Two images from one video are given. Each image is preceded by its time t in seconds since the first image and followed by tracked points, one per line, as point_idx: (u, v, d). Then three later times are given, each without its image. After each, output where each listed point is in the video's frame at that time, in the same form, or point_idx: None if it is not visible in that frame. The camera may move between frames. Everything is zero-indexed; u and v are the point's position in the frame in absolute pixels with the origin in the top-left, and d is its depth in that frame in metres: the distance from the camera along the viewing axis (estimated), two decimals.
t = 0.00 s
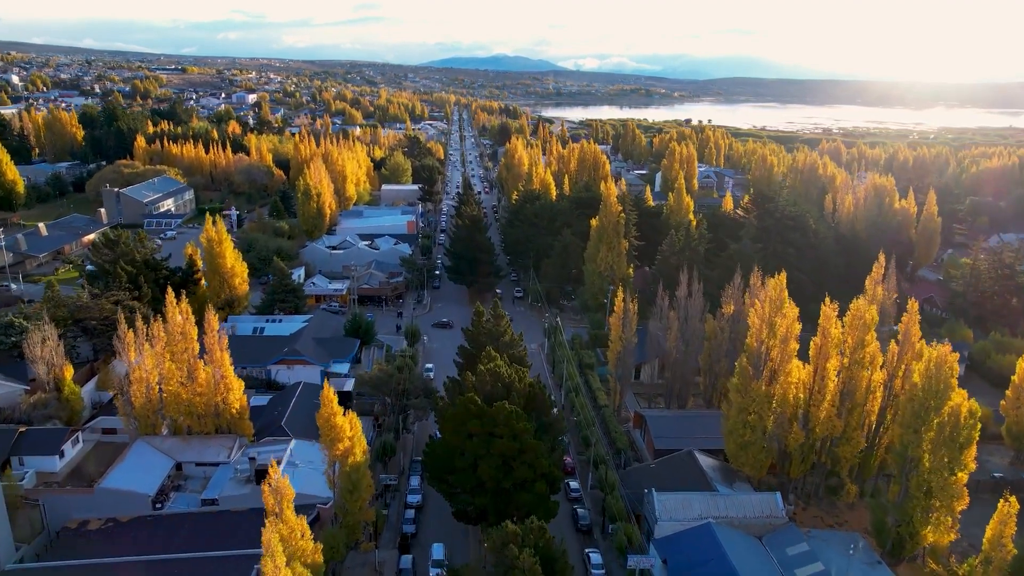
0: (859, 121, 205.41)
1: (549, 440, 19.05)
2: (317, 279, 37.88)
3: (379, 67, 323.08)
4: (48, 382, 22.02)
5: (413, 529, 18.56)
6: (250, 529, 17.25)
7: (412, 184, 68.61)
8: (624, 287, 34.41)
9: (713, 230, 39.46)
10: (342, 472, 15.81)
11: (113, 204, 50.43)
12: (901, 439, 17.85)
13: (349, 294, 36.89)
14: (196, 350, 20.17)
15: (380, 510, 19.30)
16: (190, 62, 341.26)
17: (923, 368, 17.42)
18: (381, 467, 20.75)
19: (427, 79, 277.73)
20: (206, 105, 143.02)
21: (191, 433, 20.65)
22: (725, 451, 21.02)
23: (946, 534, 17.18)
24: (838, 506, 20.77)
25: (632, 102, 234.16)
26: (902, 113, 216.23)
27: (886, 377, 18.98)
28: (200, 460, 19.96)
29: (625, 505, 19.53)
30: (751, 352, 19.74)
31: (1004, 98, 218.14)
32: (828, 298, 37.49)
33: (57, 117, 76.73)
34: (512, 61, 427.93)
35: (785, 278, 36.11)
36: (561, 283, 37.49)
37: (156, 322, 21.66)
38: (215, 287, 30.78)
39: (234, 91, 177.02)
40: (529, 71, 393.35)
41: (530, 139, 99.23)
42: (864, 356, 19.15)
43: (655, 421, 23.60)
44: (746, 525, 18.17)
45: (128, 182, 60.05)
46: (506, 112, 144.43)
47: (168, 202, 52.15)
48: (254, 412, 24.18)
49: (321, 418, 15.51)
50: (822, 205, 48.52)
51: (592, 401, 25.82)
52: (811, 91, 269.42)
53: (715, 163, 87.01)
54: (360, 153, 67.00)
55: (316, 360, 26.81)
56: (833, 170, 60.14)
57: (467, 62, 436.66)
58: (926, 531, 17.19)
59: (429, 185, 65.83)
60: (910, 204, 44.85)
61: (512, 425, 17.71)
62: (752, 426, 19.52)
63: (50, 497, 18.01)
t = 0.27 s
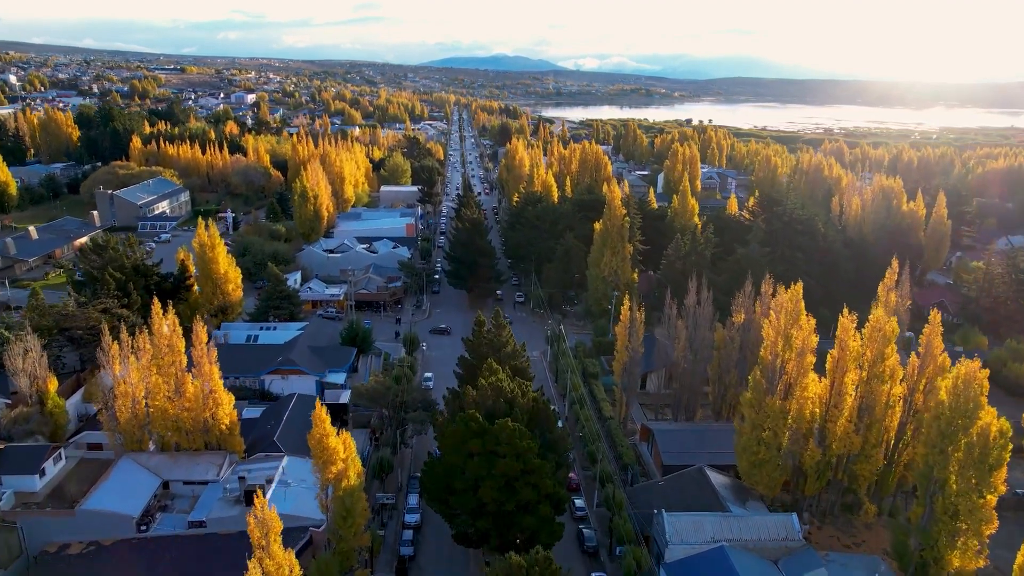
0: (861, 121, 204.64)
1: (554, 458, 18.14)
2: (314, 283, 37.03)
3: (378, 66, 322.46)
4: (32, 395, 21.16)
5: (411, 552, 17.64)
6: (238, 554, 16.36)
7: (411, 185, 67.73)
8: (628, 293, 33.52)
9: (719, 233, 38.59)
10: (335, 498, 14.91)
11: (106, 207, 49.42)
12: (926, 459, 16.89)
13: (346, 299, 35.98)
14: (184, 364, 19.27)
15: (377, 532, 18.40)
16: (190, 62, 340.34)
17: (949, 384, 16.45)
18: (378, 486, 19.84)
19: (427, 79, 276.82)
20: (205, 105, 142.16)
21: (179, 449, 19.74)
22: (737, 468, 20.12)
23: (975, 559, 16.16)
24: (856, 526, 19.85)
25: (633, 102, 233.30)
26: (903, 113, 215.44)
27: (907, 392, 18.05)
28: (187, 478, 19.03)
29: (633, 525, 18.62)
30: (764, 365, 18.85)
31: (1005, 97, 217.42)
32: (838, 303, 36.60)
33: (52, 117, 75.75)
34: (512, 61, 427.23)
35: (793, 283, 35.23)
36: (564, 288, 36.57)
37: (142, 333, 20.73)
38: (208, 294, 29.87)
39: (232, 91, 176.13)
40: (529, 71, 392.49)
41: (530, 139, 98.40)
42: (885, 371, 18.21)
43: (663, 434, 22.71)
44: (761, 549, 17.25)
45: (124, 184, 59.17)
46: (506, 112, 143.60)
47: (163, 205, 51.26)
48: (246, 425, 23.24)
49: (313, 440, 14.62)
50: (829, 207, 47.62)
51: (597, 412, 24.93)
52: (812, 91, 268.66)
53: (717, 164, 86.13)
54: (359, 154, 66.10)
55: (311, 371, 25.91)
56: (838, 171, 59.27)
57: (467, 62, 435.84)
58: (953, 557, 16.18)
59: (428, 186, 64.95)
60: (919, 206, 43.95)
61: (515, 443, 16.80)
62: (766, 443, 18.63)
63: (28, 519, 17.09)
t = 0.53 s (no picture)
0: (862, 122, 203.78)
1: (559, 478, 17.22)
2: (310, 289, 36.19)
3: (378, 66, 321.74)
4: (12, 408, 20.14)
5: None
6: None
7: (410, 187, 66.83)
8: (633, 299, 32.59)
9: (725, 237, 37.70)
10: (327, 527, 13.99)
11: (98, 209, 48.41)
12: (954, 480, 15.92)
13: (344, 305, 35.08)
14: (170, 378, 18.34)
15: (373, 555, 17.48)
16: (190, 62, 339.43)
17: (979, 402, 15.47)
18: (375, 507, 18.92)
19: (427, 79, 276.02)
20: (203, 105, 141.17)
21: (166, 467, 18.81)
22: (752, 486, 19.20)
23: None
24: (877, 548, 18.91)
25: (633, 102, 232.39)
26: (904, 113, 214.53)
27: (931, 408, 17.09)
28: (174, 498, 18.10)
29: (642, 547, 17.74)
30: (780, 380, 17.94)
31: (1005, 97, 216.60)
32: (847, 308, 35.70)
33: (46, 117, 74.68)
34: (512, 61, 426.37)
35: (803, 288, 34.30)
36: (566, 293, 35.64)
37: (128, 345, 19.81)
38: (200, 301, 28.93)
39: (231, 91, 175.16)
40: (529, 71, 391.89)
41: (531, 140, 97.45)
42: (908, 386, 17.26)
43: (672, 448, 21.82)
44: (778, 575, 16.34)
45: (119, 186, 58.30)
46: (507, 112, 142.70)
47: (158, 207, 50.36)
48: (237, 439, 22.37)
49: (304, 465, 13.70)
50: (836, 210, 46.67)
51: (603, 425, 24.06)
52: (813, 91, 267.82)
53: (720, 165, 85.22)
54: (357, 155, 65.17)
55: (306, 382, 25.02)
56: (844, 172, 58.36)
57: (467, 62, 435.01)
58: None
59: (428, 188, 64.02)
60: (929, 209, 43.00)
61: (519, 465, 15.84)
62: (782, 462, 17.73)
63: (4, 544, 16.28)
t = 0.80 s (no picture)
0: (863, 122, 202.95)
1: (565, 499, 16.34)
2: (306, 294, 35.32)
3: (378, 66, 321.21)
4: None
5: None
6: None
7: (410, 188, 65.96)
8: (639, 305, 31.70)
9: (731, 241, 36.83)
10: (320, 559, 13.10)
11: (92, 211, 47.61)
12: (985, 503, 15.02)
13: (341, 311, 34.20)
14: (156, 393, 17.46)
15: None
16: (189, 61, 338.47)
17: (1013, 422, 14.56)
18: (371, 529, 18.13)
19: (427, 79, 275.37)
20: (201, 105, 140.29)
21: (152, 487, 17.91)
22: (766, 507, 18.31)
23: None
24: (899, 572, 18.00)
25: (634, 102, 231.55)
26: (906, 113, 213.72)
27: (956, 425, 16.22)
28: (159, 520, 17.18)
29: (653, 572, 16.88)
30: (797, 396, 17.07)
31: (1005, 96, 215.94)
32: (856, 314, 34.82)
33: (41, 117, 73.84)
34: (513, 61, 425.60)
35: (812, 293, 33.44)
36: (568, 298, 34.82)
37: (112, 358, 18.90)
38: (192, 308, 28.05)
39: (230, 92, 174.27)
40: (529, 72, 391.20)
41: (531, 140, 96.62)
42: (932, 403, 16.39)
43: (681, 464, 20.95)
44: None
45: (114, 187, 57.48)
46: (507, 112, 141.88)
47: (153, 209, 49.52)
48: (228, 453, 21.48)
49: (293, 493, 12.82)
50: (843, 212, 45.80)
51: (609, 438, 23.21)
52: (814, 91, 267.04)
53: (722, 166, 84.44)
54: (356, 156, 64.31)
55: (300, 393, 24.15)
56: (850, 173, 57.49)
57: (467, 62, 435.06)
58: None
59: (427, 189, 63.16)
60: (939, 211, 42.11)
61: (523, 488, 14.98)
62: (799, 482, 16.84)
63: None
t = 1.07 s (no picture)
0: (864, 122, 202.07)
1: (571, 524, 15.44)
2: (303, 299, 34.47)
3: (378, 66, 320.33)
4: None
5: None
6: None
7: (409, 189, 65.13)
8: (644, 311, 30.85)
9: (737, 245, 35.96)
10: None
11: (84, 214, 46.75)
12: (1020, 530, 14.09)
13: (338, 317, 33.31)
14: (140, 411, 16.53)
15: None
16: (188, 61, 337.53)
17: None
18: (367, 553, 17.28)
19: (427, 79, 274.48)
20: (199, 105, 139.35)
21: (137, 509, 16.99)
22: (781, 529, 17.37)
23: None
24: None
25: (634, 102, 230.62)
26: (907, 113, 212.79)
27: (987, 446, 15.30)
28: (142, 545, 16.16)
29: None
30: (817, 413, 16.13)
31: (1006, 97, 215.07)
32: (866, 320, 33.95)
33: (36, 117, 72.94)
34: (512, 61, 424.75)
35: (821, 299, 32.64)
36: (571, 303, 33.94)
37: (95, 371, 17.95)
38: (183, 316, 27.17)
39: (229, 92, 173.22)
40: (529, 71, 390.43)
41: (532, 141, 95.85)
42: (960, 421, 15.47)
43: (691, 481, 20.05)
44: None
45: (108, 189, 56.62)
46: (507, 112, 140.96)
47: (147, 211, 48.65)
48: (219, 469, 20.57)
49: (280, 525, 11.94)
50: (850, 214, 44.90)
51: (615, 453, 22.34)
52: (815, 90, 266.33)
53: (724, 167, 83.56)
54: (354, 156, 63.42)
55: (295, 405, 23.29)
56: (856, 174, 56.70)
57: (467, 62, 434.39)
58: None
59: (427, 190, 62.26)
60: (949, 214, 41.23)
61: (528, 514, 14.10)
62: (819, 505, 15.90)
63: None
